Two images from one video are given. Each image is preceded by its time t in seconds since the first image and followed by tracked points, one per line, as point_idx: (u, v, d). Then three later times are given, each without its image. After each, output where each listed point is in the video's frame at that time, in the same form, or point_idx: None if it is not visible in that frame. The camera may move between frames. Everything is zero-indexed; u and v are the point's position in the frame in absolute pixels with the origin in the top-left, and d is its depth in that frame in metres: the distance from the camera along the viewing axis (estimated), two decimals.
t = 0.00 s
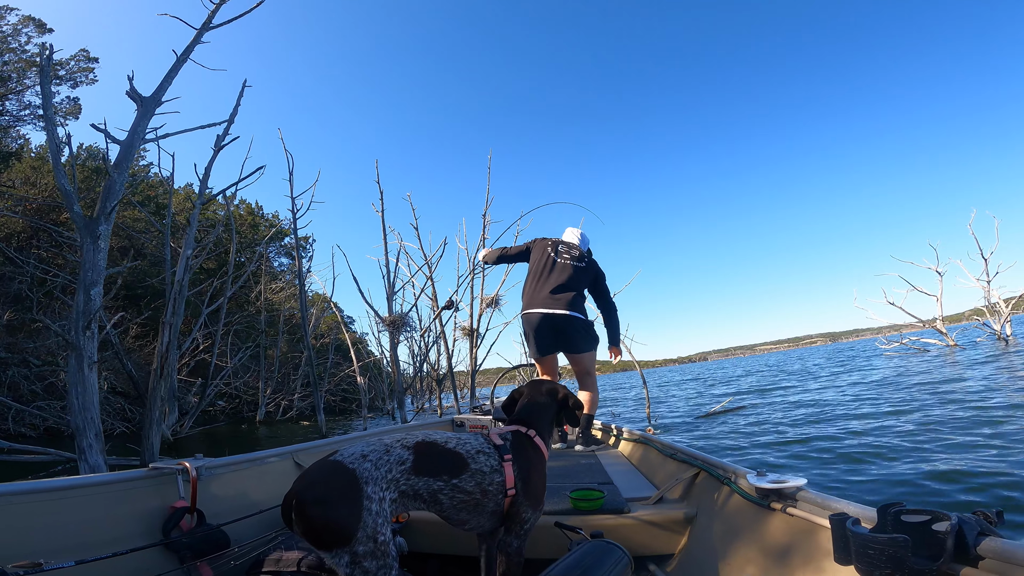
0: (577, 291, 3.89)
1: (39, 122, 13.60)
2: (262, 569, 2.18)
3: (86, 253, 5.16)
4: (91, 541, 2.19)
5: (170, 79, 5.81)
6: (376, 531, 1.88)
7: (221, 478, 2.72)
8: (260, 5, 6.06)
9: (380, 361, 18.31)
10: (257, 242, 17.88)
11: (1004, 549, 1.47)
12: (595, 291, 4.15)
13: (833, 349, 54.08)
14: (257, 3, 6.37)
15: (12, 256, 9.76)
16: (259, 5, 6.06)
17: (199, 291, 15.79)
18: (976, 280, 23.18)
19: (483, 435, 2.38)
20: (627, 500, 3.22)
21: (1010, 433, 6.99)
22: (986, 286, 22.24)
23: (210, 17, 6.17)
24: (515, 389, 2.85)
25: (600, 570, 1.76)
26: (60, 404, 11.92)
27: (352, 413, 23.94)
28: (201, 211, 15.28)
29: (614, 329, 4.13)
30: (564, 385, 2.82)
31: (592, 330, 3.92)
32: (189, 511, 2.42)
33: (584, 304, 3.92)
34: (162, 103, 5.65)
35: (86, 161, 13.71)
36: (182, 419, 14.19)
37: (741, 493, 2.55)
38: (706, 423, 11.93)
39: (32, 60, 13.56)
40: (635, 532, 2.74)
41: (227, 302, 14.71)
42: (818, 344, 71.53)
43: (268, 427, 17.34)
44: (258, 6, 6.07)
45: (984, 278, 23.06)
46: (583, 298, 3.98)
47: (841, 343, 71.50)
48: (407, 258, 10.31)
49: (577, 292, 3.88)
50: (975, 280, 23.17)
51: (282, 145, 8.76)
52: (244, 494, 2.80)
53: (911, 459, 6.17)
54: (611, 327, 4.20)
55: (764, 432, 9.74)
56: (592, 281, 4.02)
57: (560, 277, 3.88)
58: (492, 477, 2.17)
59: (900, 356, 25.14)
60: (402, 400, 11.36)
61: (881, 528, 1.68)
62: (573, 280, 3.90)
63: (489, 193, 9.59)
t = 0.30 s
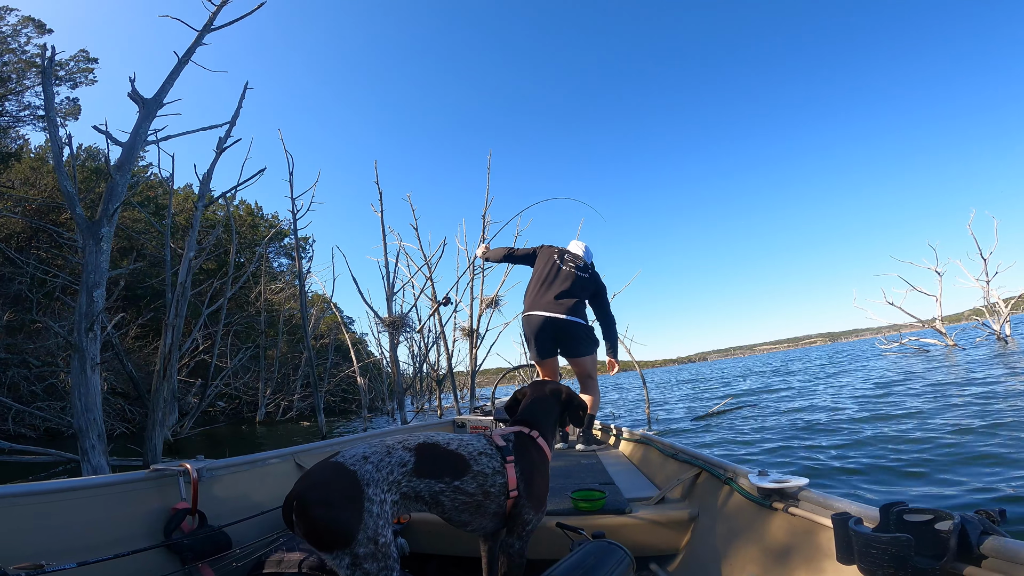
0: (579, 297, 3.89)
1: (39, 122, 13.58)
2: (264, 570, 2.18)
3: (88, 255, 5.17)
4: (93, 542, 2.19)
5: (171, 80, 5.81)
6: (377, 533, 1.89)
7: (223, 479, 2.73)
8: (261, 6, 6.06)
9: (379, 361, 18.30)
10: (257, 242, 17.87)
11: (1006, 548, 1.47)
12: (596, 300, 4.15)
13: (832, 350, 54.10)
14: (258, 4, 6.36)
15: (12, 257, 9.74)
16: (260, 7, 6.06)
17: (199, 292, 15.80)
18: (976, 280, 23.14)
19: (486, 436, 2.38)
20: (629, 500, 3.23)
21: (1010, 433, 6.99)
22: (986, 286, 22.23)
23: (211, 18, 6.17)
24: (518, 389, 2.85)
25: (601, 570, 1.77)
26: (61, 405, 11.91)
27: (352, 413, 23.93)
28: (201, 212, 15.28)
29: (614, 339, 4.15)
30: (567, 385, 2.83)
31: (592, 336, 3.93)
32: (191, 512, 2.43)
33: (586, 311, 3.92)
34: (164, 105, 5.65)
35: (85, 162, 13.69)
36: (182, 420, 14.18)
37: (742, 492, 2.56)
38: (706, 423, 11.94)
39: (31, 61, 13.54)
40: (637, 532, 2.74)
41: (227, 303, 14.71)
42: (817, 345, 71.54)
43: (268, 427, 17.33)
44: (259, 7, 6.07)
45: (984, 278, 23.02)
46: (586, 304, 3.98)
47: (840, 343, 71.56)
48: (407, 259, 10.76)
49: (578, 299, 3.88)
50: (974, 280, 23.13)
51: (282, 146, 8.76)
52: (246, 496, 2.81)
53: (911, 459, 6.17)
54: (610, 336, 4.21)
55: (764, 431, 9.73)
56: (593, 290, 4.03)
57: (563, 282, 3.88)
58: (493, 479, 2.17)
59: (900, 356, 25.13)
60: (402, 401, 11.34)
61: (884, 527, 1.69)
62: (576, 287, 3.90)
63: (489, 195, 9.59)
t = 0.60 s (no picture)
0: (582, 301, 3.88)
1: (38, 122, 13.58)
2: (262, 568, 2.18)
3: (86, 254, 5.16)
4: (92, 540, 2.19)
5: (170, 79, 5.81)
6: (373, 532, 1.89)
7: (222, 477, 2.73)
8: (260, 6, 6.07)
9: (379, 362, 18.31)
10: (257, 243, 17.88)
11: (1004, 550, 1.47)
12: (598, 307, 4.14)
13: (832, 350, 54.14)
14: (257, 3, 6.36)
15: (11, 257, 9.74)
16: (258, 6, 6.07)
17: (199, 292, 15.81)
18: (975, 280, 23.12)
19: (483, 435, 2.38)
20: (627, 499, 3.23)
21: (1008, 433, 7.00)
22: (985, 286, 22.24)
23: (210, 18, 6.17)
24: (517, 389, 2.84)
25: (600, 570, 1.76)
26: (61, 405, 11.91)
27: (352, 413, 23.95)
28: (201, 212, 15.29)
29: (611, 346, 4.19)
30: (565, 384, 2.82)
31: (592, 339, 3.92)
32: (190, 510, 2.42)
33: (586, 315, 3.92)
34: (162, 104, 5.65)
35: (85, 162, 13.69)
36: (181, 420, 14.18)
37: (741, 492, 2.56)
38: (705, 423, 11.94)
39: (30, 61, 13.54)
40: (635, 532, 2.74)
41: (226, 303, 14.71)
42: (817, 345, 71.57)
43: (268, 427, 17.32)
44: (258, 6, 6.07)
45: (983, 278, 22.99)
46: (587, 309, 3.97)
47: (840, 343, 71.60)
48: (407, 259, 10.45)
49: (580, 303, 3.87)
50: (973, 280, 23.11)
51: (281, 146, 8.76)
52: (245, 494, 2.81)
53: (910, 459, 6.18)
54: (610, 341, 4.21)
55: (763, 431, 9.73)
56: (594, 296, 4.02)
57: (566, 286, 3.87)
58: (491, 479, 2.17)
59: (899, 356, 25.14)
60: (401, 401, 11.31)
61: (881, 528, 1.68)
62: (578, 291, 3.88)
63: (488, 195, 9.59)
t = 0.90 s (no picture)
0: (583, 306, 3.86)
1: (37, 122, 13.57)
2: (260, 565, 2.17)
3: (83, 253, 5.14)
4: (90, 536, 2.19)
5: (169, 78, 5.81)
6: (369, 530, 1.88)
7: (221, 474, 2.72)
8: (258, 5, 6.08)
9: (378, 362, 18.32)
10: (256, 243, 17.89)
11: (1002, 552, 1.46)
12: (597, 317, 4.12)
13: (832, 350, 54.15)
14: (255, 3, 6.36)
15: (10, 257, 9.73)
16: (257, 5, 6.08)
17: (198, 292, 15.81)
18: (974, 280, 23.10)
19: (479, 433, 2.37)
20: (626, 498, 3.23)
21: (1007, 433, 7.00)
22: (984, 286, 22.22)
23: (208, 16, 6.17)
24: (511, 388, 2.85)
25: (596, 569, 1.75)
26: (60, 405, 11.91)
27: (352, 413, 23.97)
28: (200, 211, 15.30)
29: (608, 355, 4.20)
30: (561, 384, 2.81)
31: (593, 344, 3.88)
32: (188, 507, 2.42)
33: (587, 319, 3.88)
34: (161, 102, 5.64)
35: (84, 162, 13.69)
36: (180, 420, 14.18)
37: (739, 493, 2.55)
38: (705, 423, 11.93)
39: (29, 61, 13.53)
40: (633, 531, 2.73)
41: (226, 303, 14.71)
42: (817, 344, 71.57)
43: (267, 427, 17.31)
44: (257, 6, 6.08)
45: (982, 278, 22.97)
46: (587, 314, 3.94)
47: (840, 343, 71.64)
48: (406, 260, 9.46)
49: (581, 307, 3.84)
50: (973, 280, 23.09)
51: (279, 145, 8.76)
52: (244, 490, 2.81)
53: (909, 458, 6.18)
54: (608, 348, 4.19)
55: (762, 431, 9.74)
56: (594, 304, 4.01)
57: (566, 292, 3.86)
58: (486, 477, 2.16)
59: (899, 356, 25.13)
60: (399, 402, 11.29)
61: (877, 529, 1.67)
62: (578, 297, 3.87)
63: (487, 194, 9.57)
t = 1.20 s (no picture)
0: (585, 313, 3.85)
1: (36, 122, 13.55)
2: (260, 567, 2.15)
3: (78, 253, 5.12)
4: (89, 539, 2.17)
5: (166, 77, 5.79)
6: (370, 532, 1.87)
7: (220, 476, 2.70)
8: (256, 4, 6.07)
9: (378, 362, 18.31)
10: (256, 243, 17.86)
11: (1001, 551, 1.45)
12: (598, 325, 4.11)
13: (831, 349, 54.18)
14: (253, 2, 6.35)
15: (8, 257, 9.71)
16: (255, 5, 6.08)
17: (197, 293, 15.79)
18: (974, 279, 23.07)
19: (480, 435, 2.36)
20: (626, 500, 3.22)
21: (1007, 433, 7.00)
22: (985, 286, 22.20)
23: (206, 16, 6.15)
24: (507, 391, 2.85)
25: (597, 570, 1.74)
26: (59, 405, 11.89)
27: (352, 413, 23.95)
28: (199, 211, 15.28)
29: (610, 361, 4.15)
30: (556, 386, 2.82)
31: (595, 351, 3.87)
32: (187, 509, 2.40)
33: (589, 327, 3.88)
34: (157, 102, 5.62)
35: (83, 162, 13.67)
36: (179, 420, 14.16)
37: (740, 493, 2.54)
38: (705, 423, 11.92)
39: (28, 61, 13.51)
40: (633, 532, 2.72)
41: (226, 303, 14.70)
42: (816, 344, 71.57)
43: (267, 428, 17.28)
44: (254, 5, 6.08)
45: (982, 278, 22.94)
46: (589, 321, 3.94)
47: (840, 343, 71.65)
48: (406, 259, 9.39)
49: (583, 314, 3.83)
50: (973, 280, 23.06)
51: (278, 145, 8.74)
52: (244, 493, 2.80)
53: (909, 458, 6.17)
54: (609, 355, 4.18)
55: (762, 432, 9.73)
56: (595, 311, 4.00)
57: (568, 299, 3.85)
58: (487, 479, 2.15)
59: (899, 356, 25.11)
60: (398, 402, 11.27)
61: (876, 529, 1.66)
62: (580, 303, 3.86)
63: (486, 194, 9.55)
